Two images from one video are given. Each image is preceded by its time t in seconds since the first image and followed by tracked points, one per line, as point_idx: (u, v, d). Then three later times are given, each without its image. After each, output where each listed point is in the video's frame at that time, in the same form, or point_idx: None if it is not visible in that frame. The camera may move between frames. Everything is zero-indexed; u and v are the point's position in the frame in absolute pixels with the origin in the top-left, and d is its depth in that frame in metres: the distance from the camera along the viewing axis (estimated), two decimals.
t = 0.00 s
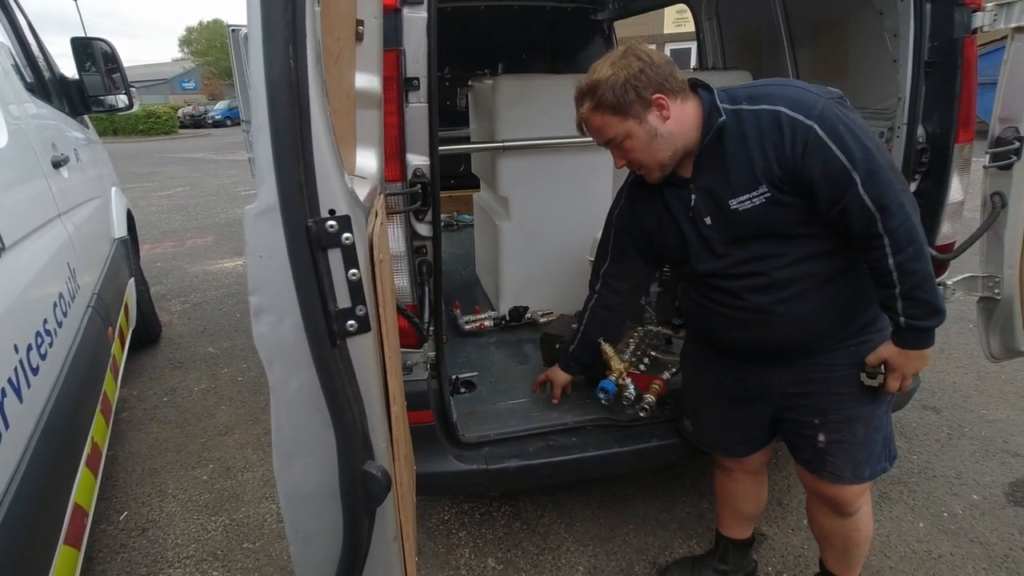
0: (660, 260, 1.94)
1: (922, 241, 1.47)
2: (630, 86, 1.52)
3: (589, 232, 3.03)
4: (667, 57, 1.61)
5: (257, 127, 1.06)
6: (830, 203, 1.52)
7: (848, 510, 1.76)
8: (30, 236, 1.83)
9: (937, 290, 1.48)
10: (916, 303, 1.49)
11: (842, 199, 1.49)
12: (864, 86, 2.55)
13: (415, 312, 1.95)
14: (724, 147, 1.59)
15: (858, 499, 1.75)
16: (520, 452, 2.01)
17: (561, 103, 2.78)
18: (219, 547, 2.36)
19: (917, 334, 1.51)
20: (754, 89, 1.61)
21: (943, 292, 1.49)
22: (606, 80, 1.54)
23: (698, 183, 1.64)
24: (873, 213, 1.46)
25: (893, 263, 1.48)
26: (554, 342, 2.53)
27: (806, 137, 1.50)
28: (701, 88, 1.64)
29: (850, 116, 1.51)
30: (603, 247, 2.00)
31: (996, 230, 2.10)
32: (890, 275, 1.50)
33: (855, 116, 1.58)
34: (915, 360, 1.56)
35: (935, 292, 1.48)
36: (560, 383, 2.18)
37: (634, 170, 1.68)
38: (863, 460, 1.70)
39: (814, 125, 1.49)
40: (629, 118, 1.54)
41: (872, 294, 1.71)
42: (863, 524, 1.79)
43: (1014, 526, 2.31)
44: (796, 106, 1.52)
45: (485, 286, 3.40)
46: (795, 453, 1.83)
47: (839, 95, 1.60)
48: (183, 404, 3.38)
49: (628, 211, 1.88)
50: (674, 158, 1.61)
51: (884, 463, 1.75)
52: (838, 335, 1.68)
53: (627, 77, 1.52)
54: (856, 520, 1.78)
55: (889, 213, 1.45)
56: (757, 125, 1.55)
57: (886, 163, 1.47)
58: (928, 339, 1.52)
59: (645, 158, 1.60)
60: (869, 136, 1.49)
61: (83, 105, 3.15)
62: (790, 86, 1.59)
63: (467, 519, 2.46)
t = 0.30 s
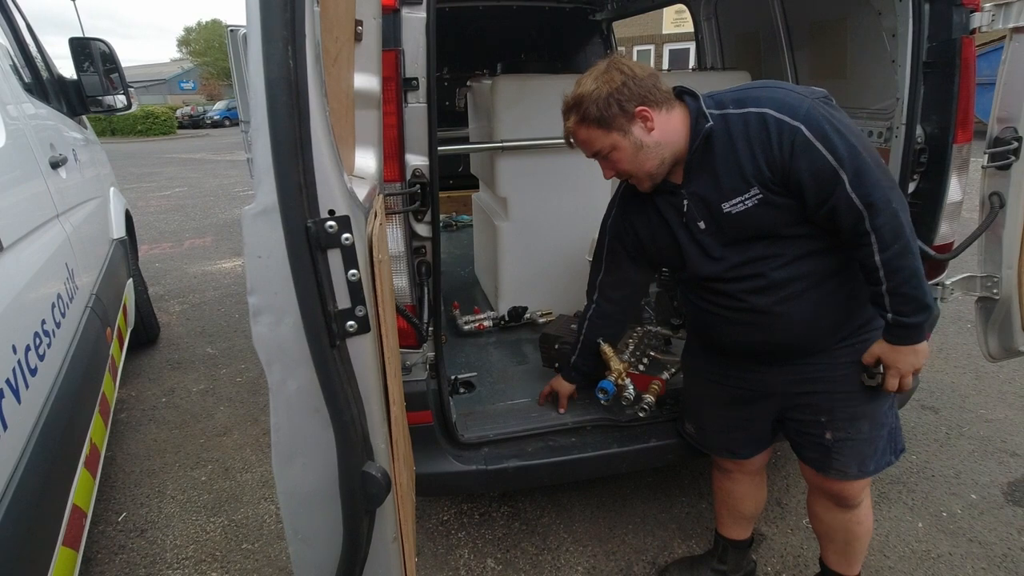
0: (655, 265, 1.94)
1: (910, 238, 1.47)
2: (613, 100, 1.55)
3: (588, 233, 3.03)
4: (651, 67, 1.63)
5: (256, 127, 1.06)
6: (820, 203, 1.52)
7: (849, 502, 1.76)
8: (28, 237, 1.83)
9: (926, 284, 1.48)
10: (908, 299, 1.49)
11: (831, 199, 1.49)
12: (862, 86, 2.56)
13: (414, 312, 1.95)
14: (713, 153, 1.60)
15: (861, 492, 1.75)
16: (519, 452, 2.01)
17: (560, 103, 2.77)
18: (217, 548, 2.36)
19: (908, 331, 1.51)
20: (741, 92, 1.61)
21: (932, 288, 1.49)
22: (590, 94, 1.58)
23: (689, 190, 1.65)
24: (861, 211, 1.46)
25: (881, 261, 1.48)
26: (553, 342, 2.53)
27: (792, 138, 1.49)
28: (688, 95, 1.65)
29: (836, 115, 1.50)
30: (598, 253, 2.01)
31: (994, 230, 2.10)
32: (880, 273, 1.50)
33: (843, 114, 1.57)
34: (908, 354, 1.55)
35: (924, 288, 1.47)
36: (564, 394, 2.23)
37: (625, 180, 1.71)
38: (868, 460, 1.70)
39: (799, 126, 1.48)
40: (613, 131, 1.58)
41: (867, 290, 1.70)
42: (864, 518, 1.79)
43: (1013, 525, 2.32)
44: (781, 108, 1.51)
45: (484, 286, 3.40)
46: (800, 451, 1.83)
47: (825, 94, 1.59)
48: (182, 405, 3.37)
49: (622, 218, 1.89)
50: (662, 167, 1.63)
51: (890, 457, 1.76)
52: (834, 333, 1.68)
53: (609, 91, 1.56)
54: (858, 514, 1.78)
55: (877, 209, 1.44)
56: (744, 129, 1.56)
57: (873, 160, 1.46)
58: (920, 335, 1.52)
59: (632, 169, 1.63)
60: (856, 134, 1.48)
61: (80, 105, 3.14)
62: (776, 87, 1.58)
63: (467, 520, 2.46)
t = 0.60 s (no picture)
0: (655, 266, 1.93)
1: (913, 238, 1.46)
2: (610, 106, 1.56)
3: (590, 233, 3.03)
4: (650, 71, 1.63)
5: (260, 126, 1.05)
6: (821, 203, 1.51)
7: (854, 500, 1.76)
8: (30, 236, 1.82)
9: (928, 285, 1.47)
10: (909, 298, 1.48)
11: (832, 199, 1.49)
12: (865, 86, 2.55)
13: (416, 311, 1.95)
14: (712, 156, 1.59)
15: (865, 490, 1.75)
16: (521, 452, 2.00)
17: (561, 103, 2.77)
18: (218, 547, 2.36)
19: (912, 330, 1.51)
20: (740, 94, 1.60)
21: (936, 287, 1.49)
22: (588, 99, 1.58)
23: (689, 193, 1.64)
24: (862, 212, 1.45)
25: (883, 261, 1.47)
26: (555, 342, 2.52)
27: (792, 139, 1.49)
28: (687, 98, 1.64)
29: (836, 116, 1.49)
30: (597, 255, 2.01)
31: (998, 230, 2.10)
32: (881, 273, 1.50)
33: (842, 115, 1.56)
34: (914, 353, 1.55)
35: (926, 287, 1.47)
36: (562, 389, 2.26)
37: (624, 183, 1.72)
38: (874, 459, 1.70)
39: (798, 128, 1.48)
40: (611, 135, 1.58)
41: (868, 290, 1.70)
42: (869, 516, 1.79)
43: (1015, 526, 2.31)
44: (780, 109, 1.51)
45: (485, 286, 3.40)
46: (804, 451, 1.82)
47: (825, 94, 1.58)
48: (183, 404, 3.37)
49: (623, 221, 1.88)
50: (661, 171, 1.63)
51: (896, 455, 1.76)
52: (837, 333, 1.68)
53: (607, 97, 1.56)
54: (862, 512, 1.78)
55: (878, 210, 1.44)
56: (743, 132, 1.55)
57: (873, 160, 1.45)
58: (923, 334, 1.51)
59: (631, 173, 1.63)
60: (856, 135, 1.47)
61: (82, 104, 3.14)
62: (775, 89, 1.57)
63: (468, 520, 2.45)
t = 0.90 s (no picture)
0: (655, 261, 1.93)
1: (916, 239, 1.46)
2: (620, 97, 1.53)
3: (591, 232, 3.03)
4: (661, 65, 1.62)
5: (263, 124, 1.05)
6: (825, 203, 1.51)
7: (856, 500, 1.76)
8: (31, 234, 1.82)
9: (931, 287, 1.47)
10: (910, 299, 1.48)
11: (836, 199, 1.49)
12: (867, 86, 2.55)
13: (418, 310, 1.95)
14: (717, 154, 1.59)
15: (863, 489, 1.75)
16: (522, 452, 2.00)
17: (563, 102, 2.76)
18: (220, 546, 2.36)
19: (913, 332, 1.50)
20: (746, 91, 1.60)
21: (939, 291, 1.48)
22: (598, 90, 1.56)
23: (692, 189, 1.64)
24: (866, 212, 1.45)
25: (886, 262, 1.47)
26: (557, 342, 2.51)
27: (797, 138, 1.48)
28: (695, 93, 1.63)
29: (842, 115, 1.49)
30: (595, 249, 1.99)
31: (1000, 230, 2.10)
32: (884, 274, 1.49)
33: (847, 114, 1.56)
34: (914, 355, 1.54)
35: (930, 289, 1.47)
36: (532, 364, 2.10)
37: (628, 177, 1.70)
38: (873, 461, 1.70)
39: (805, 126, 1.47)
40: (620, 127, 1.56)
41: (869, 292, 1.69)
42: (868, 515, 1.79)
43: (1017, 527, 2.31)
44: (787, 108, 1.51)
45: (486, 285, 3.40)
46: (804, 449, 1.82)
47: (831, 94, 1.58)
48: (185, 403, 3.37)
49: (624, 216, 1.87)
50: (667, 166, 1.62)
51: (897, 455, 1.75)
52: (837, 333, 1.67)
53: (618, 88, 1.54)
54: (861, 512, 1.78)
55: (882, 211, 1.44)
56: (748, 128, 1.55)
57: (878, 160, 1.45)
58: (924, 336, 1.51)
59: (638, 166, 1.61)
60: (862, 135, 1.47)
61: (84, 102, 3.13)
62: (780, 87, 1.57)
63: (469, 519, 2.45)
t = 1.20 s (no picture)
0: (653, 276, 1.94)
1: (912, 226, 1.44)
2: (596, 126, 1.56)
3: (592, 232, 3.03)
4: (631, 91, 1.64)
5: (267, 123, 1.05)
6: (814, 203, 1.51)
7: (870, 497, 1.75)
8: (33, 233, 1.82)
9: (936, 271, 1.45)
10: (916, 286, 1.46)
11: (823, 199, 1.48)
12: (870, 86, 2.54)
13: (419, 310, 1.94)
14: (699, 169, 1.58)
15: (875, 487, 1.74)
16: (523, 452, 2.00)
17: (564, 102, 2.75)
18: (221, 545, 2.36)
19: (926, 318, 1.49)
20: (719, 105, 1.61)
21: (945, 275, 1.46)
22: (574, 123, 1.59)
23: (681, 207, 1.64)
24: (856, 208, 1.44)
25: (885, 254, 1.46)
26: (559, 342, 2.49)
27: (774, 146, 1.49)
28: (668, 115, 1.65)
29: (816, 117, 1.49)
30: (592, 272, 2.02)
31: (1003, 230, 2.09)
32: (885, 266, 1.48)
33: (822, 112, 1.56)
34: (930, 342, 1.53)
35: (935, 273, 1.45)
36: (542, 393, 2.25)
37: (617, 203, 1.71)
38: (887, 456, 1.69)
39: (778, 134, 1.48)
40: (599, 156, 1.58)
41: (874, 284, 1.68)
42: (883, 515, 1.77)
43: (1020, 528, 2.30)
44: (760, 117, 1.51)
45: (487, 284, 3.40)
46: (818, 443, 1.81)
47: (805, 96, 1.58)
48: (186, 402, 3.37)
49: (618, 235, 1.91)
50: (652, 187, 1.62)
51: (918, 446, 1.75)
52: (843, 327, 1.66)
53: (592, 119, 1.56)
54: (875, 510, 1.77)
55: (872, 205, 1.43)
56: (725, 141, 1.55)
57: (860, 155, 1.44)
58: (936, 321, 1.49)
59: (622, 192, 1.62)
60: (838, 132, 1.47)
61: (85, 101, 3.13)
62: (753, 97, 1.58)
63: (470, 519, 2.45)
